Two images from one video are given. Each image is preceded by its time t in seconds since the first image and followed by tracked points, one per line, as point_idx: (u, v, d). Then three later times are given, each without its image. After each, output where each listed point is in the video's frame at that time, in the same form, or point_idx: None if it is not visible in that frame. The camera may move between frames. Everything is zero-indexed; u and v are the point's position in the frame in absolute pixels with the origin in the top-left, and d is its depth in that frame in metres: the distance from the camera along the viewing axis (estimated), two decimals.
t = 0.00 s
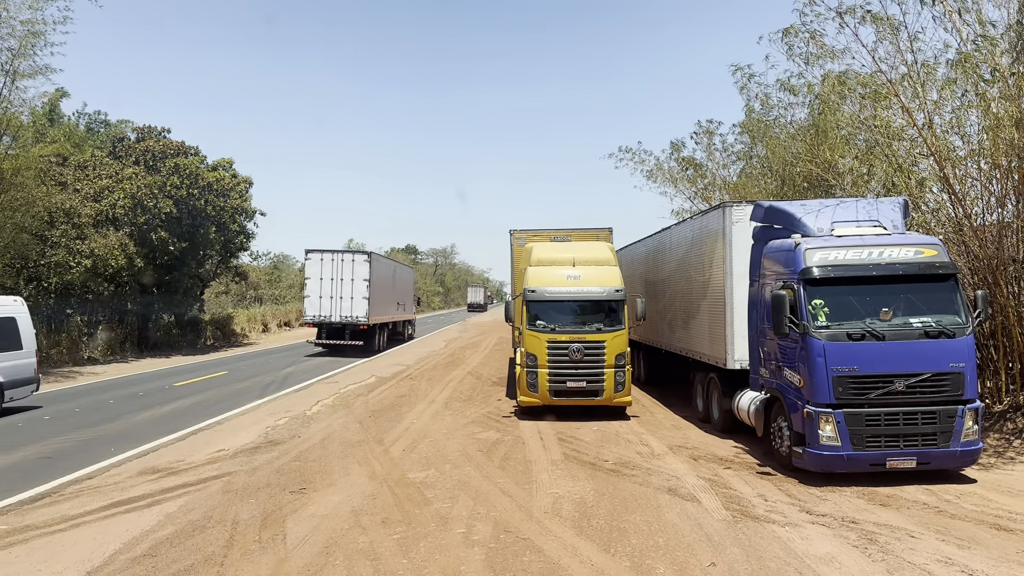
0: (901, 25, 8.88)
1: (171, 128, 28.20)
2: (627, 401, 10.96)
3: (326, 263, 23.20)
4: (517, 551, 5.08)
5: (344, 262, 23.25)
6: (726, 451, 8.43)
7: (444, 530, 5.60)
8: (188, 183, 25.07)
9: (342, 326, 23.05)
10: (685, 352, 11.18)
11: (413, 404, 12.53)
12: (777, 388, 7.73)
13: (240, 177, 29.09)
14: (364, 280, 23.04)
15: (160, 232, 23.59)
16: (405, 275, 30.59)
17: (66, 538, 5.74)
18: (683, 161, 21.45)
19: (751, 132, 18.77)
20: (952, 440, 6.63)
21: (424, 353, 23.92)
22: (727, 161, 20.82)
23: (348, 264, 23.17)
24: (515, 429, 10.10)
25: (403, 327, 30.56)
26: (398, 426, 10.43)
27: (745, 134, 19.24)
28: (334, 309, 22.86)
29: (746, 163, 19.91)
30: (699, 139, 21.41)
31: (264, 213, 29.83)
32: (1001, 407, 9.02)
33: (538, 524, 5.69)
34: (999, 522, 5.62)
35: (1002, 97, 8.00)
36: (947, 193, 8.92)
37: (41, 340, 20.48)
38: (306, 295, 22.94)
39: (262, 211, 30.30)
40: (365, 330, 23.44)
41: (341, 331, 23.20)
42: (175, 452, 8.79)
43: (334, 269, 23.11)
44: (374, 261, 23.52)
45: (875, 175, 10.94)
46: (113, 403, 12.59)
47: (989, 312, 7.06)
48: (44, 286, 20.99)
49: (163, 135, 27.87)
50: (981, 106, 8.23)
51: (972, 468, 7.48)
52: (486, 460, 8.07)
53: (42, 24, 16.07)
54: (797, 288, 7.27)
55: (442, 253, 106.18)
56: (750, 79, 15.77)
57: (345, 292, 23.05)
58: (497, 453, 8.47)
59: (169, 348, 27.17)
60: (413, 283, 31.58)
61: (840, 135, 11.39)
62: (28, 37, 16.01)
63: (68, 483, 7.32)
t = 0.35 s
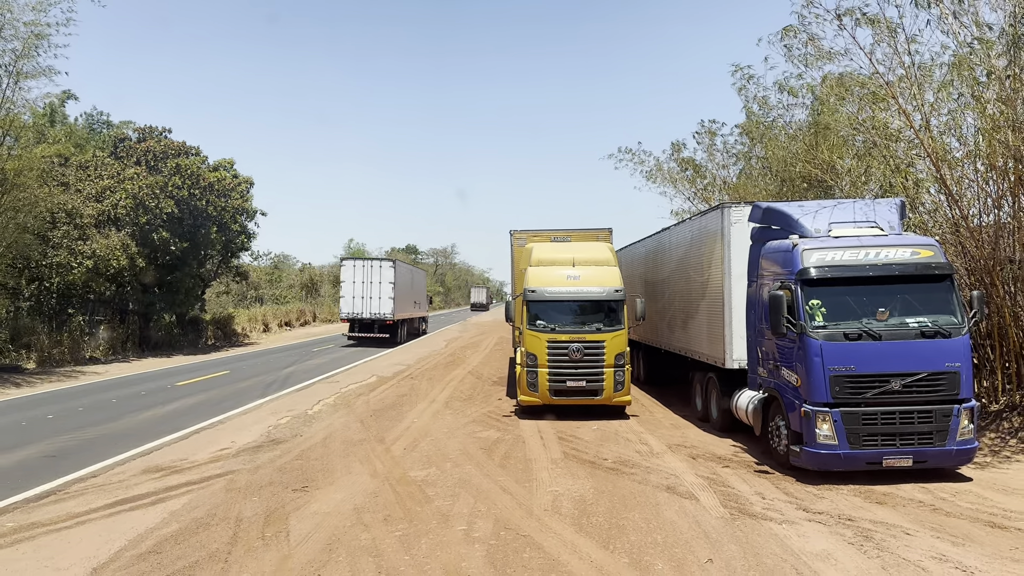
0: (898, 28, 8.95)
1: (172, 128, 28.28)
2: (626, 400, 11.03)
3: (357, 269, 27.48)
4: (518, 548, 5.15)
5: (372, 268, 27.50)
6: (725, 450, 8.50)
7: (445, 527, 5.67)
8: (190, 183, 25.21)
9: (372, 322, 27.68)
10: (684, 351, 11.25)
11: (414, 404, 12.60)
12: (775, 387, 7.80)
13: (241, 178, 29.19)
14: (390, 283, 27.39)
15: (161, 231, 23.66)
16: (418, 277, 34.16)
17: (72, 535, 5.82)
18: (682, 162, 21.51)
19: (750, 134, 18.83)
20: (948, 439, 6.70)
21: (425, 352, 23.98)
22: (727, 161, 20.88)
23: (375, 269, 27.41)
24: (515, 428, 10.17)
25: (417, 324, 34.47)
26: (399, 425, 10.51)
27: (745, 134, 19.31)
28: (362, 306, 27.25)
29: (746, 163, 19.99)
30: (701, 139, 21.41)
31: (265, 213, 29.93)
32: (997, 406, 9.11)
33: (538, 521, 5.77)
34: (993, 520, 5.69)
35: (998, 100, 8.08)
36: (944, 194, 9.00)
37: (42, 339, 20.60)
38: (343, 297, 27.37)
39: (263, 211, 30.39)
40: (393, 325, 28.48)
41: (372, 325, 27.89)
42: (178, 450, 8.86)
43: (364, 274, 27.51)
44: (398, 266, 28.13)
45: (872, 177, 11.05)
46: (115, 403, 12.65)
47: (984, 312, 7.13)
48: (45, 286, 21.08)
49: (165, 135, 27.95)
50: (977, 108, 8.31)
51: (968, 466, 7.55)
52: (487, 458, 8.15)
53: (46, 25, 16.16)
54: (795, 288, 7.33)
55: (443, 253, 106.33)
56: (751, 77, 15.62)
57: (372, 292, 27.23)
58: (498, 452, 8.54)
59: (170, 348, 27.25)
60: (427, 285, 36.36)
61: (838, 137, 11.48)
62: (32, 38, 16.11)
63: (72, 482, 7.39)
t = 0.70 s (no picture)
0: (897, 29, 9.02)
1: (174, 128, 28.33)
2: (626, 400, 11.09)
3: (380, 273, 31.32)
4: (518, 545, 5.22)
5: (394, 271, 31.43)
6: (724, 449, 8.57)
7: (447, 524, 5.74)
8: (191, 183, 25.30)
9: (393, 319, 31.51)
10: (684, 351, 11.32)
11: (415, 403, 12.68)
12: (773, 387, 7.87)
13: (242, 178, 29.25)
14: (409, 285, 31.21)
15: (162, 231, 23.70)
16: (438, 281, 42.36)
17: (78, 532, 5.89)
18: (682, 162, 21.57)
19: (750, 134, 18.90)
20: (944, 438, 6.77)
21: (426, 352, 24.04)
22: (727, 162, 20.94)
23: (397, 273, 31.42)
24: (516, 428, 10.24)
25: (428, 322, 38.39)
26: (399, 424, 10.58)
27: (745, 135, 19.39)
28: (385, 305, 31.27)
29: (746, 164, 20.05)
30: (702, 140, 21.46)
31: (266, 213, 30.02)
32: (994, 405, 9.18)
33: (538, 518, 5.84)
34: (987, 517, 5.77)
35: (994, 101, 8.18)
36: (941, 194, 9.10)
37: (44, 338, 20.70)
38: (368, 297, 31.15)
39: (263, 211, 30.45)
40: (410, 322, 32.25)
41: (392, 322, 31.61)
42: (182, 449, 8.93)
43: (387, 276, 31.43)
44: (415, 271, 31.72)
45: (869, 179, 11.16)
46: (118, 401, 12.74)
47: (980, 313, 7.20)
48: (47, 286, 21.21)
49: (166, 135, 28.01)
50: (975, 109, 8.40)
51: (964, 465, 7.62)
52: (487, 457, 8.23)
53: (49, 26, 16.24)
54: (793, 288, 7.40)
55: (443, 253, 106.44)
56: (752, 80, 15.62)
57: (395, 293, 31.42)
58: (498, 450, 8.63)
59: (171, 348, 27.33)
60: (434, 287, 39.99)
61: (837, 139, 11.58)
62: (35, 39, 16.19)
63: (77, 480, 7.46)
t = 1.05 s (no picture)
0: (895, 31, 9.09)
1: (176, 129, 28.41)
2: (626, 399, 11.18)
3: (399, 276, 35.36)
4: (520, 541, 5.31)
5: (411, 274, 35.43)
6: (722, 447, 8.66)
7: (449, 521, 5.83)
8: (193, 184, 25.38)
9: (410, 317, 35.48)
10: (683, 350, 11.41)
11: (417, 402, 12.75)
12: (772, 386, 7.95)
13: (243, 178, 29.34)
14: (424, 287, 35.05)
15: (164, 232, 23.76)
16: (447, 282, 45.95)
17: (85, 528, 5.98)
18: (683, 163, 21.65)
19: (750, 136, 18.97)
20: (940, 436, 6.85)
21: (427, 352, 24.11)
22: (728, 162, 21.02)
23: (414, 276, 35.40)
24: (517, 426, 10.33)
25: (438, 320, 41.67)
26: (401, 423, 10.67)
27: (745, 137, 19.47)
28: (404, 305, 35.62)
29: (746, 165, 20.14)
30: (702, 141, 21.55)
31: (267, 213, 30.11)
32: (990, 404, 9.26)
33: (540, 515, 5.93)
34: (982, 514, 5.85)
35: (991, 103, 8.29)
36: (938, 195, 9.18)
37: (47, 338, 20.78)
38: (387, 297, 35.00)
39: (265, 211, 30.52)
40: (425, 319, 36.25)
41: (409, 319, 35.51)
42: (186, 447, 9.02)
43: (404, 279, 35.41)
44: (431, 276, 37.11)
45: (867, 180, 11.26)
46: (123, 400, 12.87)
47: (976, 312, 7.28)
48: (50, 285, 21.33)
49: (168, 136, 28.10)
50: (972, 111, 8.49)
51: (960, 463, 7.70)
52: (489, 455, 8.32)
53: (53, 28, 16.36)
54: (791, 288, 7.48)
55: (443, 253, 106.54)
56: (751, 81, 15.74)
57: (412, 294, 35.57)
58: (499, 449, 8.71)
59: (173, 347, 27.43)
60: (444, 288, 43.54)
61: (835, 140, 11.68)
62: (39, 40, 16.30)
63: (84, 477, 7.56)
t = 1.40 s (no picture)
0: (893, 34, 9.17)
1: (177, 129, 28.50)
2: (626, 398, 11.26)
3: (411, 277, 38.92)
4: (520, 536, 5.40)
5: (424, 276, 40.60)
6: (721, 446, 8.74)
7: (451, 517, 5.91)
8: (194, 184, 25.46)
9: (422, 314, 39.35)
10: (682, 350, 11.50)
11: (418, 401, 12.83)
12: (769, 384, 8.04)
13: (245, 178, 29.44)
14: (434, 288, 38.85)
15: (166, 232, 23.85)
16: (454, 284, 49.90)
17: (93, 524, 6.07)
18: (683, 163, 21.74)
19: (750, 137, 19.06)
20: (935, 435, 6.94)
21: (427, 352, 24.16)
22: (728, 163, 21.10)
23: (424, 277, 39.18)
24: (517, 425, 10.42)
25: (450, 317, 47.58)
26: (403, 422, 10.75)
27: (745, 138, 19.56)
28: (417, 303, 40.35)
29: (746, 166, 20.21)
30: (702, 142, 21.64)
31: (269, 213, 30.22)
32: (986, 404, 9.35)
33: (540, 511, 6.02)
34: (975, 511, 5.94)
35: (987, 105, 8.34)
36: (934, 196, 9.27)
37: (49, 337, 20.87)
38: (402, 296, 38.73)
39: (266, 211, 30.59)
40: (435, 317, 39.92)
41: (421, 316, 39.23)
42: (190, 445, 9.11)
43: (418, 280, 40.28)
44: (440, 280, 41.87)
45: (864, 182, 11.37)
46: (126, 400, 12.94)
47: (971, 312, 7.37)
48: (52, 285, 21.38)
49: (170, 136, 28.18)
50: (969, 113, 8.55)
51: (956, 461, 7.79)
52: (489, 453, 8.41)
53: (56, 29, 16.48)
54: (788, 288, 7.57)
55: (443, 253, 106.64)
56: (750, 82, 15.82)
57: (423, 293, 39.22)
58: (500, 447, 8.80)
59: (174, 347, 27.53)
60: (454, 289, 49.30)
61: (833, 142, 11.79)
62: (42, 41, 16.42)
63: (90, 475, 7.65)
